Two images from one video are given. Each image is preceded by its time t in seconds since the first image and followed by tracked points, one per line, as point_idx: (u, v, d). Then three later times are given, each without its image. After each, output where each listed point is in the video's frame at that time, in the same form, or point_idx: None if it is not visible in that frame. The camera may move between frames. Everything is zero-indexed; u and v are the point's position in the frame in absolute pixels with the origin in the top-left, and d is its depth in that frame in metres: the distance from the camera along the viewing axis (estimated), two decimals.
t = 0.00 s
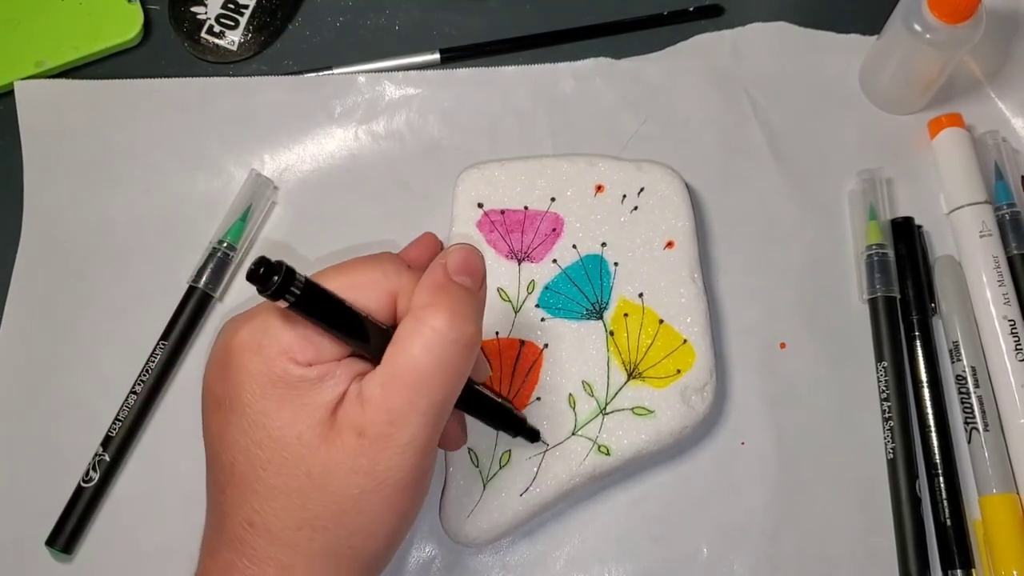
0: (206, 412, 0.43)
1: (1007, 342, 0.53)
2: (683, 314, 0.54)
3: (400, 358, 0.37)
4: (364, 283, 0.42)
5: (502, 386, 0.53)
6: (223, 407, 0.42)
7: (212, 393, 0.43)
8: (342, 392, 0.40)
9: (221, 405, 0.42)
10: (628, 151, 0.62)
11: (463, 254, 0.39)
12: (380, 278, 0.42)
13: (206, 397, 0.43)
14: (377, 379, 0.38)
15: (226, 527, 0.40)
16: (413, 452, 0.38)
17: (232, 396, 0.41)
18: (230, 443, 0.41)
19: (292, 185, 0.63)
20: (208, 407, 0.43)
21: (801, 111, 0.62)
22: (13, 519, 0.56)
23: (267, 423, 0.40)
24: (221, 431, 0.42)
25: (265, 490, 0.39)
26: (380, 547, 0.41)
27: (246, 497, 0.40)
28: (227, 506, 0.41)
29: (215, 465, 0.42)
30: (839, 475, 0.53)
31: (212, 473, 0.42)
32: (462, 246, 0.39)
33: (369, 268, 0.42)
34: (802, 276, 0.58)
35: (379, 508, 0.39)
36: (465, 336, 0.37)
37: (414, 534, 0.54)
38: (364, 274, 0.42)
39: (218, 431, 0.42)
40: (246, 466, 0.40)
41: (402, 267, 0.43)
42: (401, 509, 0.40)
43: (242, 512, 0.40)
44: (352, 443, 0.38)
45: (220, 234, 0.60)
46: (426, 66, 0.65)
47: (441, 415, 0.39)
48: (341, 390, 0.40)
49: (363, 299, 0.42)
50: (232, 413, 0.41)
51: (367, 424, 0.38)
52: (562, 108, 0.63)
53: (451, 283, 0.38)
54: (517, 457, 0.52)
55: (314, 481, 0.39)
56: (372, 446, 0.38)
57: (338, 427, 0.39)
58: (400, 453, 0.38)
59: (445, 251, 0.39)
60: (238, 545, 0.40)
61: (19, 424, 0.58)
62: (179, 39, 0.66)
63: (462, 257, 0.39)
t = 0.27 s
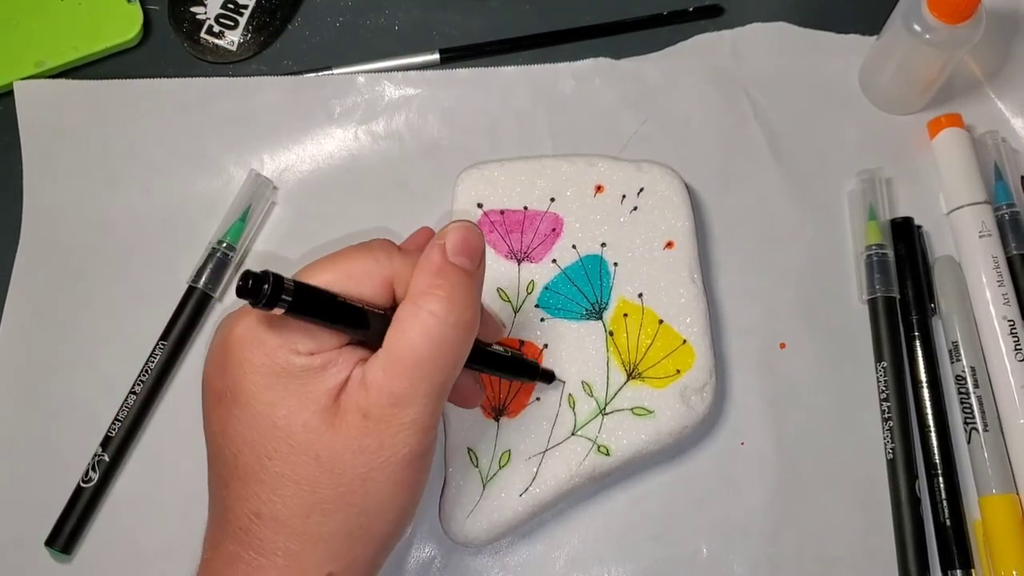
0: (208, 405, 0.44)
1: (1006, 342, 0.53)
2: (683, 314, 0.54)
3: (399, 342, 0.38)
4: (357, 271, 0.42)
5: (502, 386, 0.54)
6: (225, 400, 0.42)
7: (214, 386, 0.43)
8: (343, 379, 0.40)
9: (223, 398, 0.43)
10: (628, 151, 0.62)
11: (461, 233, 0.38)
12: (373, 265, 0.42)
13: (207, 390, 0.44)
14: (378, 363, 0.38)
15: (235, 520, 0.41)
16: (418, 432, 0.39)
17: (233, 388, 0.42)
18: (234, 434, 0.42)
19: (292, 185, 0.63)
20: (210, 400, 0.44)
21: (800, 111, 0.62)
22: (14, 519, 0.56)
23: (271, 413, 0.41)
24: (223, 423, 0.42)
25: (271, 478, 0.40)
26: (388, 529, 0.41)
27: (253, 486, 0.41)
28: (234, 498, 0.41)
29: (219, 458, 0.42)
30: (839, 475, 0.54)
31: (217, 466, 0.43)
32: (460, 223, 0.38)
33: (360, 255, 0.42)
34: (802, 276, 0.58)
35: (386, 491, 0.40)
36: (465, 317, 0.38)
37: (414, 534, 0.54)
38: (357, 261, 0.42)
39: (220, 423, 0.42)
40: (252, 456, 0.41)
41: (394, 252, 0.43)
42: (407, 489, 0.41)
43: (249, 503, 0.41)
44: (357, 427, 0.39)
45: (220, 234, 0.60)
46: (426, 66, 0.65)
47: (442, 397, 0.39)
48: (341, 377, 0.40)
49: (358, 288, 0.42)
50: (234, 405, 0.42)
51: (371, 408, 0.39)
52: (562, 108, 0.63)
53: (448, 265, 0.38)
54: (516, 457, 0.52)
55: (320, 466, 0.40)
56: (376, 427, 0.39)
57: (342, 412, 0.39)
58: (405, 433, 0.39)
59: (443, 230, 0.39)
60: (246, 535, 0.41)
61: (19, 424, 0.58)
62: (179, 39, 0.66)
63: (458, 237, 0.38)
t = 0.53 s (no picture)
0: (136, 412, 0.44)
1: (1006, 342, 0.53)
2: (683, 314, 0.54)
3: (329, 352, 0.38)
4: (263, 257, 0.45)
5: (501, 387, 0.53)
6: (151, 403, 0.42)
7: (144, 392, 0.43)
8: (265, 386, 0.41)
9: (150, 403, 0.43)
10: (628, 151, 0.62)
11: (420, 248, 0.39)
12: (279, 250, 0.45)
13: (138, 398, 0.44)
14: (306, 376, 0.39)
15: (154, 524, 0.40)
16: (335, 448, 0.39)
17: (158, 392, 0.42)
18: (157, 437, 0.41)
19: (292, 185, 0.63)
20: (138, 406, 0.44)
21: (800, 111, 0.62)
22: (14, 519, 0.56)
23: (194, 418, 0.40)
24: (148, 427, 0.42)
25: (186, 484, 0.40)
26: (307, 545, 0.40)
27: (172, 491, 0.40)
28: (155, 504, 0.41)
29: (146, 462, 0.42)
30: (839, 475, 0.53)
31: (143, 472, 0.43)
32: (421, 239, 0.39)
33: (270, 244, 0.46)
34: (802, 276, 0.58)
35: (298, 510, 0.39)
36: (395, 330, 0.38)
37: (414, 534, 0.54)
38: (264, 249, 0.45)
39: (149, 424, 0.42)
40: (174, 461, 0.40)
41: (302, 241, 0.46)
42: (321, 507, 0.40)
43: (167, 507, 0.40)
44: (275, 436, 0.39)
45: (220, 234, 0.60)
46: (426, 66, 0.65)
47: (370, 419, 0.39)
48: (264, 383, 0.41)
49: (263, 270, 0.44)
50: (158, 408, 0.42)
51: (292, 416, 0.39)
52: (562, 108, 0.63)
53: (395, 278, 0.39)
54: (516, 457, 0.52)
55: (235, 473, 0.39)
56: (298, 442, 0.39)
57: (262, 419, 0.39)
58: (320, 449, 0.39)
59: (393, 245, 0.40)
60: (162, 541, 0.40)
61: (19, 424, 0.58)
62: (178, 39, 0.66)
63: (418, 253, 0.39)
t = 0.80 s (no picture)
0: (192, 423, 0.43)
1: (1005, 342, 0.53)
2: (683, 315, 0.54)
3: (406, 403, 0.37)
4: (356, 307, 0.42)
5: (501, 388, 0.53)
6: (211, 421, 0.42)
7: (202, 406, 0.43)
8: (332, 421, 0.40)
9: (209, 419, 0.42)
10: (627, 151, 0.62)
11: (475, 318, 0.41)
12: (372, 301, 0.42)
13: (194, 410, 0.43)
14: (375, 418, 0.38)
15: (203, 544, 0.40)
16: (394, 495, 0.38)
17: (222, 411, 0.41)
18: (216, 458, 0.41)
19: (291, 185, 0.63)
20: (197, 418, 0.43)
21: (800, 112, 0.62)
22: (13, 520, 0.56)
23: (254, 445, 0.40)
24: (205, 445, 0.42)
25: (243, 513, 0.39)
26: None
27: (224, 516, 0.40)
28: (204, 522, 0.41)
29: (198, 480, 0.42)
30: (839, 476, 0.54)
31: (193, 484, 0.42)
32: (475, 310, 0.41)
33: (360, 290, 0.42)
34: (801, 276, 0.58)
35: (353, 548, 0.39)
36: (473, 389, 0.38)
37: (414, 535, 0.54)
38: (354, 297, 0.42)
39: (205, 444, 0.42)
40: (230, 485, 0.40)
41: (395, 288, 0.43)
42: (376, 550, 0.39)
43: (218, 530, 0.40)
44: (339, 477, 0.38)
45: (219, 234, 0.60)
46: (426, 66, 0.65)
47: (433, 466, 0.38)
48: (330, 419, 0.40)
49: (353, 325, 0.42)
50: (220, 429, 0.41)
51: (357, 459, 0.38)
52: (562, 108, 0.64)
53: (464, 338, 0.39)
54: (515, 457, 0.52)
55: (292, 508, 0.39)
56: (361, 484, 0.38)
57: (325, 457, 0.39)
58: (381, 496, 0.38)
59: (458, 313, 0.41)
60: (209, 563, 0.40)
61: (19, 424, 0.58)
62: (178, 40, 0.66)
63: (475, 320, 0.41)
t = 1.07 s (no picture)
0: (181, 424, 0.43)
1: (1004, 343, 0.53)
2: (682, 315, 0.54)
3: (393, 395, 0.37)
4: (337, 302, 0.41)
5: (501, 388, 0.53)
6: (200, 422, 0.42)
7: (190, 407, 0.43)
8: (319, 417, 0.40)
9: (198, 420, 0.42)
10: (627, 152, 0.62)
11: (460, 308, 0.41)
12: (354, 295, 0.42)
13: (183, 411, 0.43)
14: (362, 412, 0.38)
15: (196, 544, 0.40)
16: (384, 488, 0.38)
17: (209, 411, 0.41)
18: (205, 458, 0.41)
19: (291, 185, 0.63)
20: (185, 419, 0.43)
21: (800, 112, 0.62)
22: (14, 520, 0.56)
23: (243, 443, 0.40)
24: (195, 445, 0.42)
25: (233, 512, 0.39)
26: None
27: (215, 514, 0.40)
28: (197, 522, 0.41)
29: (189, 480, 0.42)
30: (838, 476, 0.54)
31: (185, 484, 0.42)
32: (459, 300, 0.41)
33: (342, 284, 0.42)
34: (801, 276, 0.58)
35: (344, 542, 0.39)
36: (462, 380, 0.38)
37: (414, 535, 0.54)
38: (335, 292, 0.41)
39: (194, 444, 0.42)
40: (220, 485, 0.40)
41: (377, 281, 0.43)
42: (369, 544, 0.40)
43: (211, 529, 0.40)
44: (328, 472, 0.38)
45: (219, 235, 0.60)
46: (426, 66, 0.65)
47: (422, 458, 0.38)
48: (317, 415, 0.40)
49: (335, 321, 0.41)
50: (208, 428, 0.41)
51: (346, 454, 0.38)
52: (561, 108, 0.64)
53: (450, 328, 0.39)
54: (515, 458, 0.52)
55: (283, 504, 0.39)
56: (350, 478, 0.38)
57: (314, 453, 0.39)
58: (371, 489, 0.38)
59: (442, 304, 0.41)
60: (202, 562, 0.40)
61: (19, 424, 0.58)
62: (178, 40, 0.66)
63: (460, 310, 0.41)
